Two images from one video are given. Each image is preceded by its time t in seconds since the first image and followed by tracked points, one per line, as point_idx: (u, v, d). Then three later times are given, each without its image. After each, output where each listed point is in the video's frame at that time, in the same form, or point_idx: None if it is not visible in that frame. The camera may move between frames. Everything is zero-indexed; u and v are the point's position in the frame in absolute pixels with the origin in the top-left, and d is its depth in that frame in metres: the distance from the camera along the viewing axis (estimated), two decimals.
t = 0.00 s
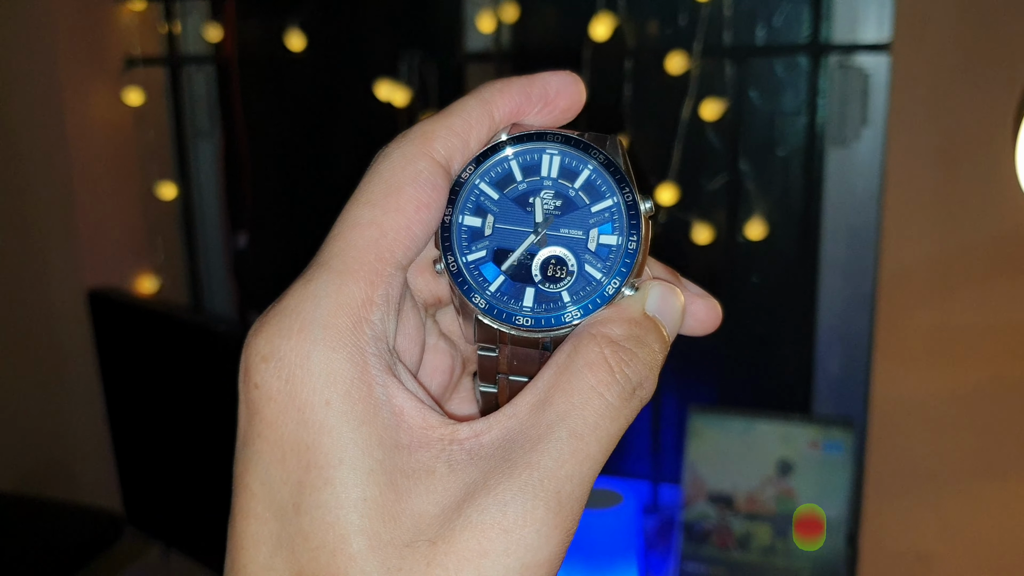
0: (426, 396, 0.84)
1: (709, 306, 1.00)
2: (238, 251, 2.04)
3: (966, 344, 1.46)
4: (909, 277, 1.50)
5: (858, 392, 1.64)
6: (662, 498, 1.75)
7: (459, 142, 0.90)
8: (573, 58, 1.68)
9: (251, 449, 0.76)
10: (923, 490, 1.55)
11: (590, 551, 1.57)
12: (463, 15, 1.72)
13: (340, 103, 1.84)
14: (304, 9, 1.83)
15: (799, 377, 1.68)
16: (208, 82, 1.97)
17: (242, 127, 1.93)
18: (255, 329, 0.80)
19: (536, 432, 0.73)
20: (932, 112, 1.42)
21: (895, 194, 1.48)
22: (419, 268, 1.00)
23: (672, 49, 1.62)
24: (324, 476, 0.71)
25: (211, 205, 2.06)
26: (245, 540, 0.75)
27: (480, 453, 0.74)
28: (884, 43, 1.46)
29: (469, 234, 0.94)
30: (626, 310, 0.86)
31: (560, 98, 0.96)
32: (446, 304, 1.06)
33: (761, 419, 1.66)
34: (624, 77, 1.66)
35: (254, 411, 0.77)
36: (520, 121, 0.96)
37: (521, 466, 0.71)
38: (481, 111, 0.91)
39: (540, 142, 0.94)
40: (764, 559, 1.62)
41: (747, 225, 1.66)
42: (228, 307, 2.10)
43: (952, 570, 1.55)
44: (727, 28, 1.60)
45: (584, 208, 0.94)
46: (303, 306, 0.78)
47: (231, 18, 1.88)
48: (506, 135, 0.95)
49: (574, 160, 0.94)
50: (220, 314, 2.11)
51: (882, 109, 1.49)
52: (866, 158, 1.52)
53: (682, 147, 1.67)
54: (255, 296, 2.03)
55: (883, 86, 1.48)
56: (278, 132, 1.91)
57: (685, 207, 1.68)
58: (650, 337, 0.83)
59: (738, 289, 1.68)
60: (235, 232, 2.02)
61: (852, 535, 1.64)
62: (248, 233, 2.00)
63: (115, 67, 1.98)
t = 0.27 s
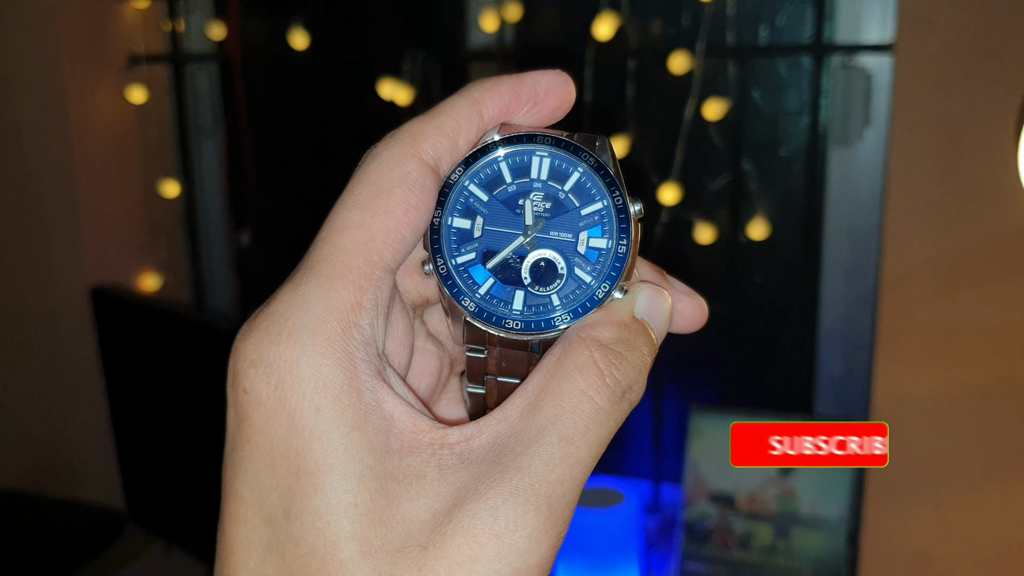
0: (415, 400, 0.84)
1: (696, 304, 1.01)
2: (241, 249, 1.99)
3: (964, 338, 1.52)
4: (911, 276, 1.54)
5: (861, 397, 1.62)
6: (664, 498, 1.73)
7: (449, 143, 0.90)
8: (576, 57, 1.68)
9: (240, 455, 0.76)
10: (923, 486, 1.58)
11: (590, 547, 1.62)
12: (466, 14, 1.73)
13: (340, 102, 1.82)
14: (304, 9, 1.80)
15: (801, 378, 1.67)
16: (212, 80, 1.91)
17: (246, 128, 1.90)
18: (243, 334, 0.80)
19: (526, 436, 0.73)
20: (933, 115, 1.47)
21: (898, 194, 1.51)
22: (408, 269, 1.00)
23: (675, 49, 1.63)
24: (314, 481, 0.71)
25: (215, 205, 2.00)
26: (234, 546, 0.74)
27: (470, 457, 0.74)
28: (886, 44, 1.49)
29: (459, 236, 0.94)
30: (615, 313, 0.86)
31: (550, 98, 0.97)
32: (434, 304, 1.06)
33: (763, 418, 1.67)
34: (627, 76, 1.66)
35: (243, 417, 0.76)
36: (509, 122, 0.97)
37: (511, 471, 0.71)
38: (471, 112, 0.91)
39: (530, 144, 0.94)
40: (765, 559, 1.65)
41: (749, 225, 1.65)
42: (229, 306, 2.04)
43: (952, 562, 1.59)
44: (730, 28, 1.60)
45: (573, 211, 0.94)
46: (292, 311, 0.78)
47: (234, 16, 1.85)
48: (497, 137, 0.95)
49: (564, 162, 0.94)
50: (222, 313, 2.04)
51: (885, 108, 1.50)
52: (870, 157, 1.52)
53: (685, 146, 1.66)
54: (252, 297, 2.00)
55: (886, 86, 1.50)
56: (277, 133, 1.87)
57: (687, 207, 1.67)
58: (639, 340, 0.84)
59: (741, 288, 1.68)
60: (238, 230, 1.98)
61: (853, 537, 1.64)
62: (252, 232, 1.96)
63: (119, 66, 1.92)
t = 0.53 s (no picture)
0: (410, 403, 0.84)
1: (689, 306, 1.02)
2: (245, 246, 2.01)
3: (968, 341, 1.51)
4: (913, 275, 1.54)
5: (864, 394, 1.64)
6: (665, 499, 1.76)
7: (443, 145, 0.90)
8: (582, 58, 1.68)
9: (235, 458, 0.76)
10: (925, 488, 1.58)
11: (591, 548, 1.64)
12: (471, 14, 1.74)
13: (345, 104, 1.82)
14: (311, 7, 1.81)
15: (805, 380, 1.67)
16: (217, 78, 1.92)
17: (251, 127, 1.90)
18: (238, 337, 0.80)
19: (521, 439, 0.74)
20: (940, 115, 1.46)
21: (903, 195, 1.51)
22: (402, 271, 1.01)
23: (680, 50, 1.63)
24: (309, 484, 0.71)
25: (221, 203, 2.02)
26: (229, 549, 0.74)
27: (465, 460, 0.74)
28: (892, 46, 1.49)
29: (453, 237, 0.94)
30: (609, 315, 0.87)
31: (544, 99, 0.98)
32: (428, 306, 1.07)
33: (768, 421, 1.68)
34: (632, 77, 1.66)
35: (237, 420, 0.77)
36: (503, 122, 0.97)
37: (506, 473, 0.71)
38: (466, 113, 0.92)
39: (525, 146, 0.95)
40: (767, 560, 1.68)
41: (754, 226, 1.66)
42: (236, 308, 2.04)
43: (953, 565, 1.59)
44: (735, 29, 1.60)
45: (567, 213, 0.94)
46: (286, 314, 0.78)
47: (241, 14, 1.86)
48: (492, 139, 0.95)
49: (559, 165, 0.94)
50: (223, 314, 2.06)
51: (890, 112, 1.51)
52: (875, 158, 1.53)
53: (689, 148, 1.66)
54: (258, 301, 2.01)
55: (891, 88, 1.50)
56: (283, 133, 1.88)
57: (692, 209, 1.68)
58: (632, 343, 0.84)
59: (745, 291, 1.68)
60: (242, 227, 2.00)
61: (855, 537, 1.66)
62: (255, 230, 1.98)
63: (125, 63, 1.93)
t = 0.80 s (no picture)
0: (407, 409, 0.84)
1: (685, 311, 1.02)
2: (250, 252, 2.00)
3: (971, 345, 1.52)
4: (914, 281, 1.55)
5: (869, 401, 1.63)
6: (670, 504, 1.76)
7: (439, 150, 0.90)
8: (586, 63, 1.69)
9: (232, 465, 0.76)
10: (929, 492, 1.59)
11: (596, 554, 1.61)
12: (476, 19, 1.74)
13: (349, 112, 1.83)
14: (316, 12, 1.82)
15: (809, 385, 1.67)
16: (222, 84, 1.94)
17: (254, 132, 1.92)
18: (235, 343, 0.81)
19: (519, 444, 0.74)
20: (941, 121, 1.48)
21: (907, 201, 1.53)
22: (399, 276, 1.01)
23: (683, 56, 1.64)
24: (308, 491, 0.71)
25: (224, 208, 2.02)
26: (227, 556, 0.74)
27: (463, 465, 0.74)
28: (895, 52, 1.49)
29: (449, 242, 0.95)
30: (606, 319, 0.87)
31: (540, 104, 0.98)
32: (425, 310, 1.08)
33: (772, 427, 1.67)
34: (636, 83, 1.67)
35: (235, 426, 0.77)
36: (499, 127, 0.98)
37: (504, 478, 0.71)
38: (462, 118, 0.92)
39: (521, 151, 0.95)
40: (770, 565, 1.69)
41: (758, 232, 1.66)
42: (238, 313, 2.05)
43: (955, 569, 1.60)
44: (739, 36, 1.60)
45: (564, 218, 0.95)
46: (284, 320, 0.78)
47: (246, 19, 1.86)
48: (488, 145, 0.95)
49: (555, 170, 0.95)
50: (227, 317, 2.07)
51: (891, 119, 1.52)
52: (878, 164, 1.53)
53: (693, 153, 1.67)
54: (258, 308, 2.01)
55: (894, 95, 1.51)
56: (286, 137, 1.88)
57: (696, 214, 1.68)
58: (629, 347, 0.85)
59: (748, 296, 1.68)
60: (246, 232, 1.99)
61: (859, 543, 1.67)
62: (260, 234, 1.97)
63: (130, 69, 1.95)
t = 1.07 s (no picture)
0: (407, 409, 0.85)
1: (684, 311, 1.03)
2: (257, 252, 1.97)
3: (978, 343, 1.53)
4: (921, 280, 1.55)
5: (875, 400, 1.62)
6: (676, 504, 1.72)
7: (438, 152, 0.91)
8: (591, 62, 1.69)
9: (233, 465, 0.77)
10: (937, 491, 1.58)
11: (601, 554, 1.66)
12: (482, 19, 1.75)
13: (355, 111, 1.83)
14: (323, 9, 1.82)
15: (816, 384, 1.66)
16: (228, 84, 1.92)
17: (262, 132, 1.89)
18: (235, 345, 0.81)
19: (518, 444, 0.74)
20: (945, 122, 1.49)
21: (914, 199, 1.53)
22: (398, 277, 1.02)
23: (690, 55, 1.64)
24: (308, 492, 0.72)
25: (226, 209, 2.00)
26: (228, 556, 0.75)
27: (462, 466, 0.75)
28: (903, 50, 1.50)
29: (449, 243, 0.95)
30: (605, 320, 0.87)
31: (539, 104, 0.99)
32: (424, 311, 1.08)
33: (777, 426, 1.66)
34: (642, 81, 1.67)
35: (236, 427, 0.77)
36: (498, 128, 0.98)
37: (503, 478, 0.72)
38: (461, 120, 0.93)
39: (520, 153, 0.95)
40: (777, 565, 1.67)
41: (764, 231, 1.66)
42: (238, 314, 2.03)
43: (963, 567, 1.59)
44: (745, 35, 1.61)
45: (563, 219, 0.95)
46: (284, 322, 0.78)
47: (252, 19, 1.86)
48: (486, 146, 0.96)
49: (554, 171, 0.95)
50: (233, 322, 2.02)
51: (899, 116, 1.52)
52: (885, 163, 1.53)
53: (699, 153, 1.67)
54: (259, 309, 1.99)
55: (900, 97, 1.51)
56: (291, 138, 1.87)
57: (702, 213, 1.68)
58: (628, 347, 0.85)
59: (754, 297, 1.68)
60: (253, 232, 1.95)
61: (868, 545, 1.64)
62: (267, 233, 1.94)
63: (137, 69, 1.95)
